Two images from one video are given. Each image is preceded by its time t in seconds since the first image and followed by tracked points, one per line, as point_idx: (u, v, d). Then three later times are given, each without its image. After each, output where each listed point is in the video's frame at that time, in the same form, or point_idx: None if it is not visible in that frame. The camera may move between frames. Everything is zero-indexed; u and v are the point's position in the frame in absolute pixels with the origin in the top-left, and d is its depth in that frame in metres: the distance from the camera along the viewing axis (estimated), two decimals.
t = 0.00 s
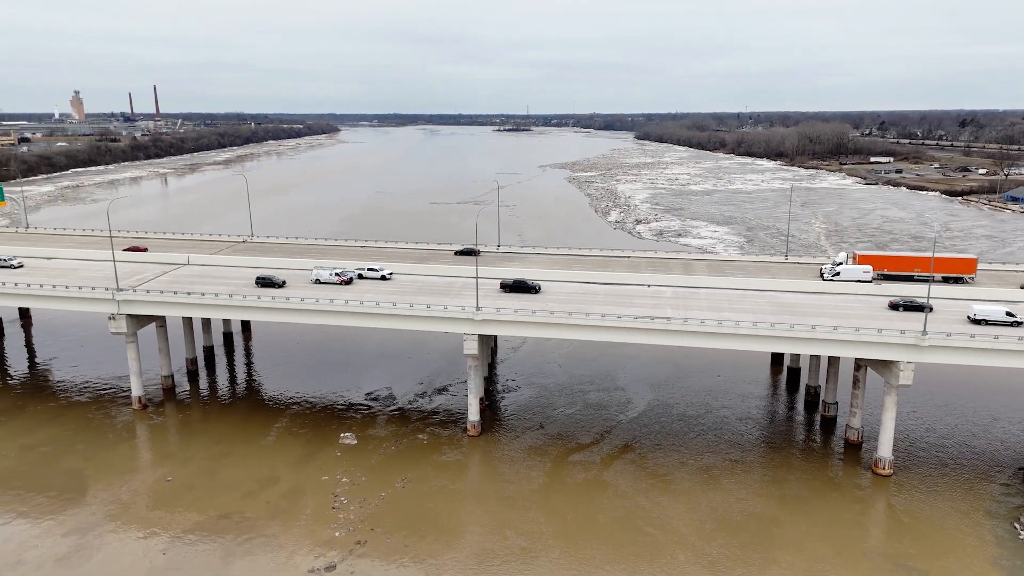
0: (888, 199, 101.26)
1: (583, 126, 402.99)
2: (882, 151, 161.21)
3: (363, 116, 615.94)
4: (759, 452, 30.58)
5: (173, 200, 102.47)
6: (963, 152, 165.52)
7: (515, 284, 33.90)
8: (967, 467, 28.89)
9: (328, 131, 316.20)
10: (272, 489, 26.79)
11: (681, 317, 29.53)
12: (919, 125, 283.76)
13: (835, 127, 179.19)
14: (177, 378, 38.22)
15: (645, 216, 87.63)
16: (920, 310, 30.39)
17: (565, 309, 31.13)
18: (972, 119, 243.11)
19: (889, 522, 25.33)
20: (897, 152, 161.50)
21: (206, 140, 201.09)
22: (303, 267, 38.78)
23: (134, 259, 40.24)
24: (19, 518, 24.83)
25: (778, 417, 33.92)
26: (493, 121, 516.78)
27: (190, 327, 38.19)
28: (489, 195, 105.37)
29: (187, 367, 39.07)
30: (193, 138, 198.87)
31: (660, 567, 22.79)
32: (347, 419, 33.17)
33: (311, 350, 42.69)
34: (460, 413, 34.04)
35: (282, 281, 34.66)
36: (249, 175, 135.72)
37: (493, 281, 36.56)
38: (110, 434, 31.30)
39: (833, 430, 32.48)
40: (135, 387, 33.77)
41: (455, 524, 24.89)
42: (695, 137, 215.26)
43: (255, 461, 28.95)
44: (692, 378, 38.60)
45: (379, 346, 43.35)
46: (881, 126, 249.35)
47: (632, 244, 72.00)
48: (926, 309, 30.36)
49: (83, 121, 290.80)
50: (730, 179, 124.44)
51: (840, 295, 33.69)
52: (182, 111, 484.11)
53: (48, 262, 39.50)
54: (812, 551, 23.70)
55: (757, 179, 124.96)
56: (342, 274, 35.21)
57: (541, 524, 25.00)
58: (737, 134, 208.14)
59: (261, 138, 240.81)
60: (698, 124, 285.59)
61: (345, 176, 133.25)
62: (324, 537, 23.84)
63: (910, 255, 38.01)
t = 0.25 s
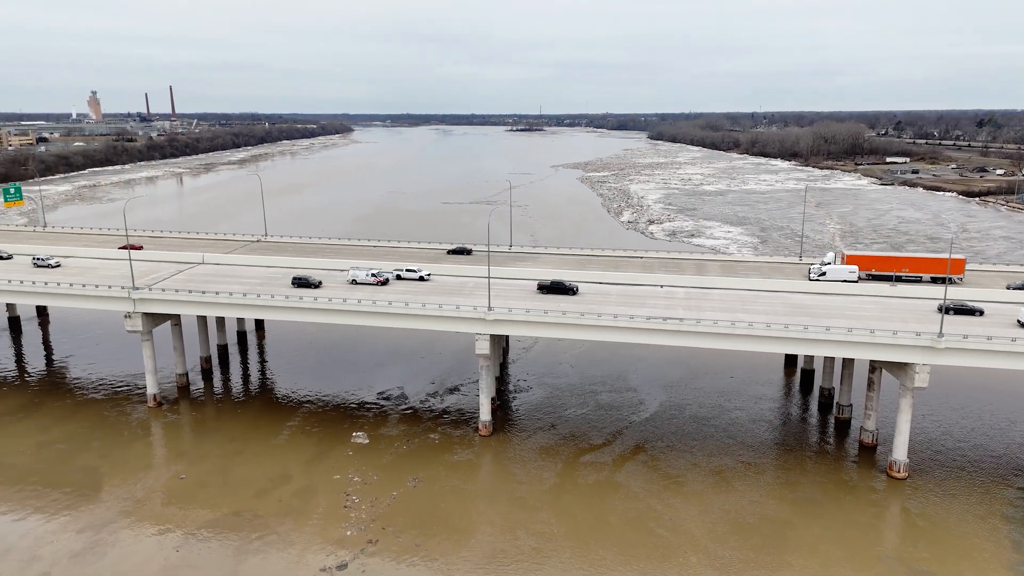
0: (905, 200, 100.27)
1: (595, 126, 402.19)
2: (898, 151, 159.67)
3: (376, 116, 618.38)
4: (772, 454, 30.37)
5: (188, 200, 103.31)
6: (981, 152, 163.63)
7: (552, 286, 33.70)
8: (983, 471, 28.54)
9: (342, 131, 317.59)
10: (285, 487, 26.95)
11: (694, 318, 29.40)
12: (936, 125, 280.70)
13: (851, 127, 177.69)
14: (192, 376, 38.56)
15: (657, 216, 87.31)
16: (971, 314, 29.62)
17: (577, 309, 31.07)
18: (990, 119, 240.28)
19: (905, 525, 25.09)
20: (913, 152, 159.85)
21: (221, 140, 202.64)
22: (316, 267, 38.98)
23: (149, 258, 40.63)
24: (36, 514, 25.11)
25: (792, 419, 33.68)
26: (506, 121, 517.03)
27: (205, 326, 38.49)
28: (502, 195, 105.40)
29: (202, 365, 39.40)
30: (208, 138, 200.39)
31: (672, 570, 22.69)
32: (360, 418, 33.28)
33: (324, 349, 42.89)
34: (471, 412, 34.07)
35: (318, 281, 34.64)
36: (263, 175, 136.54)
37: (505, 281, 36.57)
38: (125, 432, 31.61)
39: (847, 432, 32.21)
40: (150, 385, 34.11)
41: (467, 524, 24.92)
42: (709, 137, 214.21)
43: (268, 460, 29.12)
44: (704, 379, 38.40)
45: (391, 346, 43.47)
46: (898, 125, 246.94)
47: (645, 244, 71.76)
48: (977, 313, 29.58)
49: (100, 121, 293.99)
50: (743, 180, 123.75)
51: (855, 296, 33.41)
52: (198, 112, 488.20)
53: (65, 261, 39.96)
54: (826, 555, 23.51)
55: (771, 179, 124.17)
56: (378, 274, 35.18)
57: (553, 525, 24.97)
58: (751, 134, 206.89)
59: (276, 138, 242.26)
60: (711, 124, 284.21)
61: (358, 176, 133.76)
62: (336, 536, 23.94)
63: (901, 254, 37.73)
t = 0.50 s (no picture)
0: (921, 201, 99.27)
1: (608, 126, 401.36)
2: (914, 151, 158.16)
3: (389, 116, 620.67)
4: (785, 456, 30.18)
5: (203, 199, 104.06)
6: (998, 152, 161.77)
7: (591, 287, 33.21)
8: (1000, 475, 28.20)
9: (354, 131, 318.73)
10: (296, 486, 27.08)
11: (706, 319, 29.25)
12: (952, 126, 277.56)
13: (865, 127, 176.24)
14: (205, 374, 38.85)
15: (670, 216, 86.93)
16: None
17: (589, 309, 31.02)
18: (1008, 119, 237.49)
19: (919, 530, 24.81)
20: (930, 153, 158.07)
21: (236, 140, 203.99)
22: (328, 266, 39.16)
23: (164, 257, 40.98)
24: (51, 510, 25.40)
25: (804, 421, 33.44)
26: (518, 121, 517.03)
27: (218, 325, 38.79)
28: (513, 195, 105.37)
29: (215, 363, 39.71)
30: (222, 138, 201.82)
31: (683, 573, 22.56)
32: (372, 417, 33.41)
33: (336, 348, 43.11)
34: (482, 412, 34.12)
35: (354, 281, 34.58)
36: (276, 175, 137.30)
37: (517, 281, 36.56)
38: (139, 429, 31.92)
39: (861, 435, 31.94)
40: (164, 383, 34.42)
41: (478, 524, 24.94)
42: (722, 137, 212.98)
43: (280, 458, 29.29)
44: (717, 380, 38.20)
45: (403, 345, 43.61)
46: (913, 125, 244.63)
47: (657, 245, 71.51)
48: None
49: (116, 121, 296.87)
50: (757, 180, 122.96)
51: (870, 298, 33.11)
52: (212, 112, 491.69)
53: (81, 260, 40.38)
54: (839, 559, 23.30)
55: (785, 180, 123.34)
56: (413, 274, 35.07)
57: (563, 525, 24.94)
58: (765, 134, 205.67)
59: (289, 138, 243.56)
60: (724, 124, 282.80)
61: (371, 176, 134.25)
62: (347, 535, 24.02)
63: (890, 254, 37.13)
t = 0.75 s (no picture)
0: (937, 201, 98.28)
1: (620, 126, 400.39)
2: (930, 152, 156.61)
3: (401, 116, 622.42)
4: (798, 458, 29.98)
5: (217, 199, 104.89)
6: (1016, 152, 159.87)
7: (629, 289, 32.98)
8: (1016, 480, 27.84)
9: (367, 130, 319.88)
10: (308, 485, 27.22)
11: (718, 320, 29.12)
12: (969, 126, 274.65)
13: (881, 127, 174.73)
14: (218, 372, 39.16)
15: (682, 216, 86.61)
16: None
17: (600, 310, 30.96)
18: None
19: (934, 534, 24.54)
20: (946, 153, 156.54)
21: (249, 140, 205.45)
22: (340, 266, 39.34)
23: (178, 256, 41.33)
24: (66, 507, 25.67)
25: (817, 423, 33.20)
26: (531, 121, 516.98)
27: (231, 323, 39.09)
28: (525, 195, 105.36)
29: (229, 362, 40.02)
30: (236, 138, 203.21)
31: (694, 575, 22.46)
32: (383, 417, 33.52)
33: (347, 347, 43.28)
34: (493, 412, 34.15)
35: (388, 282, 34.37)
36: (289, 175, 138.03)
37: (528, 282, 36.56)
38: (153, 427, 32.21)
39: (874, 437, 31.69)
40: (178, 381, 34.73)
41: (488, 525, 24.95)
42: (735, 137, 211.94)
43: (292, 457, 29.46)
44: (729, 382, 38.00)
45: (415, 345, 43.72)
46: (930, 126, 242.17)
47: (668, 245, 71.27)
48: None
49: (132, 121, 299.84)
50: (770, 180, 122.24)
51: (883, 300, 32.82)
52: (226, 112, 495.31)
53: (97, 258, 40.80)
54: (852, 563, 23.09)
55: (799, 180, 122.49)
56: (449, 275, 34.79)
57: (574, 526, 24.89)
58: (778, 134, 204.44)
59: (302, 138, 244.85)
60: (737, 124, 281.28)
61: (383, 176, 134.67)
62: (358, 534, 24.10)
63: (875, 253, 37.86)
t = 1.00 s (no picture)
0: (952, 202, 97.33)
1: (632, 126, 399.31)
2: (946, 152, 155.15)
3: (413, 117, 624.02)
4: (810, 461, 29.76)
5: (230, 198, 105.56)
6: None
7: (667, 292, 32.58)
8: None
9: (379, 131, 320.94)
10: (319, 484, 27.34)
11: (730, 321, 28.98)
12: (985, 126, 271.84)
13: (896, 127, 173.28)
14: (231, 371, 39.42)
15: (694, 217, 86.24)
16: None
17: (611, 310, 30.90)
18: None
19: (948, 538, 24.30)
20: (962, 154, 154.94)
21: (263, 140, 206.67)
22: (351, 265, 39.48)
23: (192, 255, 41.66)
24: (80, 504, 25.92)
25: (830, 426, 32.96)
26: (542, 121, 516.69)
27: (244, 322, 39.35)
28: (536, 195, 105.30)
29: (242, 360, 40.30)
30: (249, 138, 204.38)
31: None
32: (394, 416, 33.62)
33: (359, 346, 43.44)
34: (504, 412, 34.16)
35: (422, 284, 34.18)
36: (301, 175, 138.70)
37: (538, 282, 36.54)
38: (166, 425, 32.49)
39: (888, 440, 31.41)
40: (191, 379, 35.01)
41: (498, 525, 24.95)
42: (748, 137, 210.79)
43: (303, 456, 29.61)
44: (741, 383, 37.79)
45: (426, 345, 43.80)
46: (945, 125, 239.83)
47: (680, 245, 70.99)
48: None
49: (147, 121, 302.52)
50: (783, 180, 121.45)
51: (897, 301, 32.52)
52: (240, 112, 498.82)
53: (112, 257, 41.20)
54: (865, 567, 22.89)
55: (812, 180, 121.66)
56: (484, 278, 34.57)
57: (584, 528, 24.85)
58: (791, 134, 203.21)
59: (315, 138, 245.99)
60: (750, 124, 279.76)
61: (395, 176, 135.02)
62: (368, 534, 24.17)
63: (861, 253, 37.80)
